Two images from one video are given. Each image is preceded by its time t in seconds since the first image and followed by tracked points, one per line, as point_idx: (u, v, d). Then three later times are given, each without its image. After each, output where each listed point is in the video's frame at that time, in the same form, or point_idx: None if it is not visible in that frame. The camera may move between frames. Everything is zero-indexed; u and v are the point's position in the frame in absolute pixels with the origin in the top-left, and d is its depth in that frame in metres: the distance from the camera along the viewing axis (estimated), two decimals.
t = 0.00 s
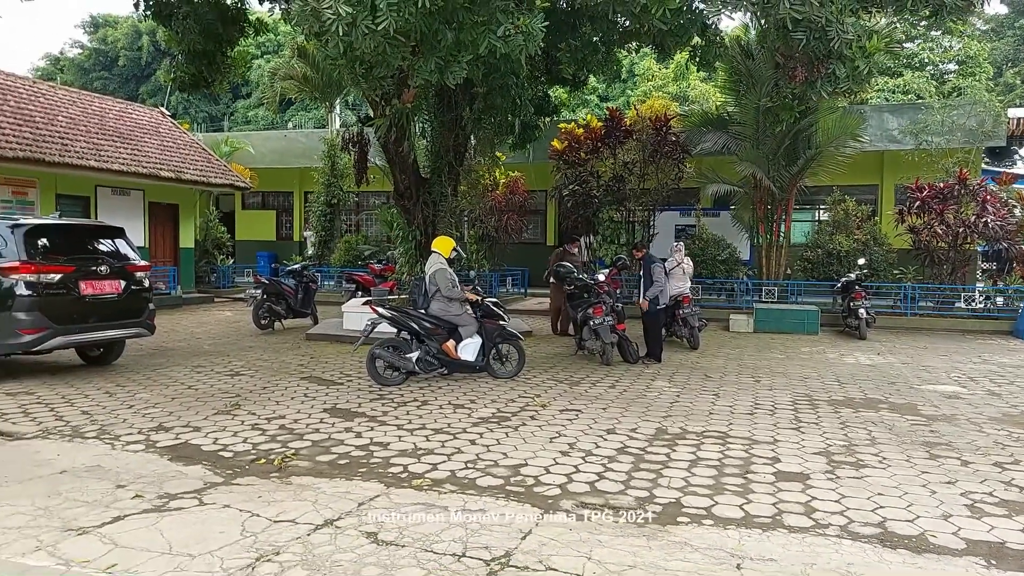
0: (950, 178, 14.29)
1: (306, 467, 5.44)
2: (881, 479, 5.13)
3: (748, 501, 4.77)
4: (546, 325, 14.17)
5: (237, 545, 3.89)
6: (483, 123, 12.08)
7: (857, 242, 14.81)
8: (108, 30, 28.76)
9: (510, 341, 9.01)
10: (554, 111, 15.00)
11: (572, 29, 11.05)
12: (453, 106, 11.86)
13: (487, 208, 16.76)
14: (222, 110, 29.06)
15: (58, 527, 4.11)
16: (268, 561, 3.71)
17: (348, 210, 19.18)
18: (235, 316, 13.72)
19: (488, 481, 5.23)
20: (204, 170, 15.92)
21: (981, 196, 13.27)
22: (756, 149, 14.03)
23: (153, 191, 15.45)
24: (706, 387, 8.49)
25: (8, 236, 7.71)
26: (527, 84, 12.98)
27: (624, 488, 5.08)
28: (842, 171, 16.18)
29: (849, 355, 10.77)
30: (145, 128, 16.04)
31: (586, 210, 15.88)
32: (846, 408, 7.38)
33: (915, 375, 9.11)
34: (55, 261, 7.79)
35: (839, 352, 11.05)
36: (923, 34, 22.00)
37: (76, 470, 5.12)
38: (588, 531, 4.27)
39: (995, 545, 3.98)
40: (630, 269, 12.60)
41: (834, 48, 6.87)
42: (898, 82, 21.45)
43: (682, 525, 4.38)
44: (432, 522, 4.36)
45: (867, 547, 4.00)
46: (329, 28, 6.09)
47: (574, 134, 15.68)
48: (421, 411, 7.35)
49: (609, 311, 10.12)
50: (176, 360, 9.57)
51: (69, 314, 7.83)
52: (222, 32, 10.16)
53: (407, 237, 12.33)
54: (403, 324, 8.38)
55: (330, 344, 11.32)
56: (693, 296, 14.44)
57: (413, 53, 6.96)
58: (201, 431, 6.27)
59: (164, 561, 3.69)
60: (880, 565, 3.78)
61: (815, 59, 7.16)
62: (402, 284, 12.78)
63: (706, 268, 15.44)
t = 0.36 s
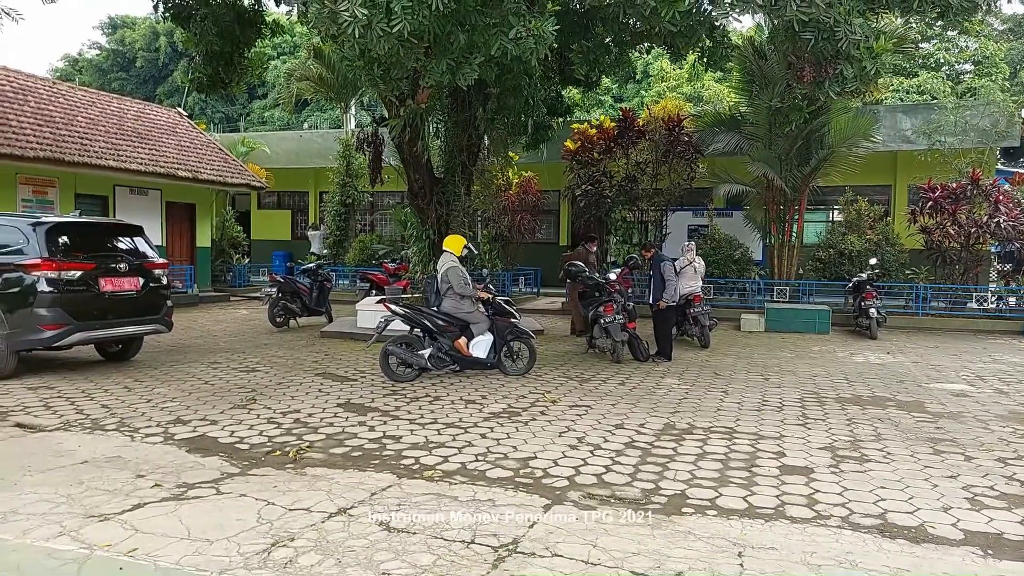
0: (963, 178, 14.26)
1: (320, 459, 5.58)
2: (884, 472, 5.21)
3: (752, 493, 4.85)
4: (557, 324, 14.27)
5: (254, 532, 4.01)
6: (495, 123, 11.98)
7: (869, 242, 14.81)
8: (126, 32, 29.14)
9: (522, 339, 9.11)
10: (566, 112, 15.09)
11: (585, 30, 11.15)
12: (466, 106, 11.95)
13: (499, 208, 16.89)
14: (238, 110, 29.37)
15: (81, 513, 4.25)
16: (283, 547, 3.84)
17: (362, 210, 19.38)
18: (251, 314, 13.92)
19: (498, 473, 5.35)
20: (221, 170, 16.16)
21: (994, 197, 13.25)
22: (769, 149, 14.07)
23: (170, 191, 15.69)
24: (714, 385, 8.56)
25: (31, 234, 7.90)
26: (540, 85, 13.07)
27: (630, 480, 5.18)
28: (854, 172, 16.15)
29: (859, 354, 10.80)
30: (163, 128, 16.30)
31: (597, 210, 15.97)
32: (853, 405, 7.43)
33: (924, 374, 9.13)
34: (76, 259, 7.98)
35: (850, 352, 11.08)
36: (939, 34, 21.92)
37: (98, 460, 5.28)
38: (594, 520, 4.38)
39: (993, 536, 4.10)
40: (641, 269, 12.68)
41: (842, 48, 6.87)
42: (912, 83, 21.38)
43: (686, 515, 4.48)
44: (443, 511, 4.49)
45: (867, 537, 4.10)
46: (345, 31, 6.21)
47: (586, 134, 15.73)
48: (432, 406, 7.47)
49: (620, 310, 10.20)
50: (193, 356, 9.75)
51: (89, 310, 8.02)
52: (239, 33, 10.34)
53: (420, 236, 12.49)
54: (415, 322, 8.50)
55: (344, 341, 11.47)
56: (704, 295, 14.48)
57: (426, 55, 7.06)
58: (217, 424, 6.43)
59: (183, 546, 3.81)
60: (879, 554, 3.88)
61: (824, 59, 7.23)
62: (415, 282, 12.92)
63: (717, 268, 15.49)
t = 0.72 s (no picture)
0: (961, 180, 14.34)
1: (323, 458, 5.66)
2: (880, 471, 5.28)
3: (749, 491, 4.92)
4: (558, 325, 14.34)
5: (259, 529, 4.09)
6: (497, 126, 12.17)
7: (869, 243, 14.87)
8: (128, 34, 29.24)
9: (523, 340, 9.18)
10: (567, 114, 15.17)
11: (585, 34, 11.24)
12: (467, 109, 12.01)
13: (501, 209, 16.97)
14: (239, 112, 29.48)
15: (89, 511, 4.31)
16: (288, 544, 3.91)
17: (365, 212, 19.48)
18: (253, 315, 14.01)
19: (499, 472, 5.43)
20: (224, 172, 16.24)
21: (992, 198, 13.32)
22: (768, 151, 14.14)
23: (173, 193, 15.78)
24: (714, 385, 8.64)
25: (36, 236, 7.99)
26: (541, 87, 13.14)
27: (630, 478, 5.25)
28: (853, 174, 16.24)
29: (858, 355, 10.86)
30: (166, 130, 16.40)
31: (598, 211, 16.06)
32: (850, 405, 7.49)
33: (922, 374, 9.20)
34: (81, 260, 8.06)
35: (849, 352, 11.14)
36: (939, 36, 22.00)
37: (104, 459, 5.35)
38: (594, 518, 4.45)
39: (985, 533, 4.17)
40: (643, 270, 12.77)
41: (837, 53, 7.03)
42: (912, 85, 21.47)
43: (684, 513, 4.55)
44: (445, 509, 4.57)
45: (862, 534, 4.17)
46: (350, 39, 6.30)
47: (587, 136, 15.79)
48: (434, 406, 7.55)
49: (620, 311, 10.27)
50: (197, 357, 9.83)
51: (94, 311, 8.10)
52: (243, 36, 10.43)
53: (423, 238, 12.58)
54: (417, 323, 8.58)
55: (346, 342, 11.56)
56: (705, 296, 14.55)
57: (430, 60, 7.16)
58: (222, 424, 6.51)
59: (190, 543, 3.88)
60: (873, 550, 3.96)
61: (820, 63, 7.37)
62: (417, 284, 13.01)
63: (718, 270, 15.57)
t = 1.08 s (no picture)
0: (963, 183, 14.44)
1: (333, 456, 5.78)
2: (880, 470, 5.38)
3: (751, 489, 5.02)
4: (561, 326, 14.43)
5: (273, 523, 4.19)
6: (501, 128, 12.28)
7: (870, 246, 14.95)
8: (132, 35, 29.33)
9: (527, 341, 9.27)
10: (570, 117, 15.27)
11: (589, 37, 11.35)
12: (472, 112, 12.11)
13: (504, 211, 17.10)
14: (243, 114, 29.57)
15: (107, 506, 4.41)
16: (302, 538, 4.01)
17: (369, 213, 19.59)
18: (259, 316, 14.12)
19: (505, 470, 5.53)
20: (229, 174, 16.35)
21: (993, 202, 13.39)
22: (770, 154, 14.26)
23: (179, 195, 15.89)
24: (716, 386, 8.74)
25: (47, 237, 8.10)
26: (545, 90, 13.24)
27: (634, 477, 5.35)
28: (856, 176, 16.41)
29: (859, 357, 10.95)
30: (172, 132, 16.52)
31: (602, 213, 16.18)
32: (852, 406, 7.58)
33: (923, 376, 9.28)
34: (91, 261, 8.17)
35: (850, 354, 11.23)
36: (941, 39, 22.11)
37: (119, 456, 5.47)
38: (600, 514, 4.55)
39: (983, 530, 4.26)
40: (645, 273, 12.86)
41: (838, 59, 7.16)
42: (914, 88, 21.59)
43: (687, 510, 4.65)
44: (454, 505, 4.68)
45: (862, 531, 4.26)
46: (362, 46, 6.38)
47: (590, 138, 15.90)
48: (440, 405, 7.65)
49: (623, 312, 10.35)
50: (205, 357, 9.94)
51: (105, 310, 8.20)
52: (252, 40, 10.55)
53: (427, 240, 12.69)
54: (423, 324, 8.68)
55: (352, 343, 11.67)
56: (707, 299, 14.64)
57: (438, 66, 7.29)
58: (232, 422, 6.62)
59: (206, 536, 3.98)
60: (872, 546, 4.05)
61: (821, 70, 7.48)
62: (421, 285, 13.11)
63: (720, 272, 15.68)
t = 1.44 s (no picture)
0: None
1: (390, 449, 6.05)
2: (937, 475, 5.32)
3: (802, 491, 5.04)
4: (609, 327, 14.49)
5: (337, 510, 4.54)
6: (548, 131, 12.41)
7: (928, 247, 14.58)
8: (190, 44, 30.37)
9: (575, 342, 9.37)
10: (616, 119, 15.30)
11: (635, 41, 11.38)
12: (518, 116, 12.28)
13: (550, 213, 17.24)
14: (295, 119, 30.34)
15: (184, 491, 4.83)
16: (364, 524, 4.34)
17: (417, 215, 19.94)
18: (313, 315, 14.55)
19: (556, 466, 5.66)
20: (284, 178, 16.87)
21: None
22: (822, 154, 14.03)
23: (238, 199, 16.46)
24: (766, 389, 8.70)
25: (120, 240, 8.56)
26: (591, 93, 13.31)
27: (684, 476, 5.41)
28: (911, 175, 15.96)
29: (916, 361, 10.72)
30: (230, 138, 17.13)
31: (648, 214, 16.20)
32: (908, 411, 7.47)
33: (983, 381, 9.06)
34: (161, 262, 8.60)
35: (907, 358, 11.01)
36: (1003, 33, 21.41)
37: (191, 446, 5.84)
38: (650, 511, 4.65)
39: None
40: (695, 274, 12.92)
41: (889, 59, 7.06)
42: (974, 83, 20.95)
43: (737, 509, 4.70)
44: (508, 499, 4.87)
45: (916, 534, 4.26)
46: (416, 57, 6.56)
47: (636, 139, 15.92)
48: (490, 403, 7.84)
49: (671, 314, 10.36)
50: (264, 354, 10.34)
51: (173, 309, 8.63)
52: (308, 50, 10.91)
53: (475, 241, 12.91)
54: (472, 323, 8.86)
55: (403, 342, 11.95)
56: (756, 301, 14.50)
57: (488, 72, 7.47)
58: (294, 416, 6.94)
59: (276, 521, 4.34)
60: (928, 550, 4.05)
61: (872, 71, 7.46)
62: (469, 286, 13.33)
63: (771, 274, 15.51)
